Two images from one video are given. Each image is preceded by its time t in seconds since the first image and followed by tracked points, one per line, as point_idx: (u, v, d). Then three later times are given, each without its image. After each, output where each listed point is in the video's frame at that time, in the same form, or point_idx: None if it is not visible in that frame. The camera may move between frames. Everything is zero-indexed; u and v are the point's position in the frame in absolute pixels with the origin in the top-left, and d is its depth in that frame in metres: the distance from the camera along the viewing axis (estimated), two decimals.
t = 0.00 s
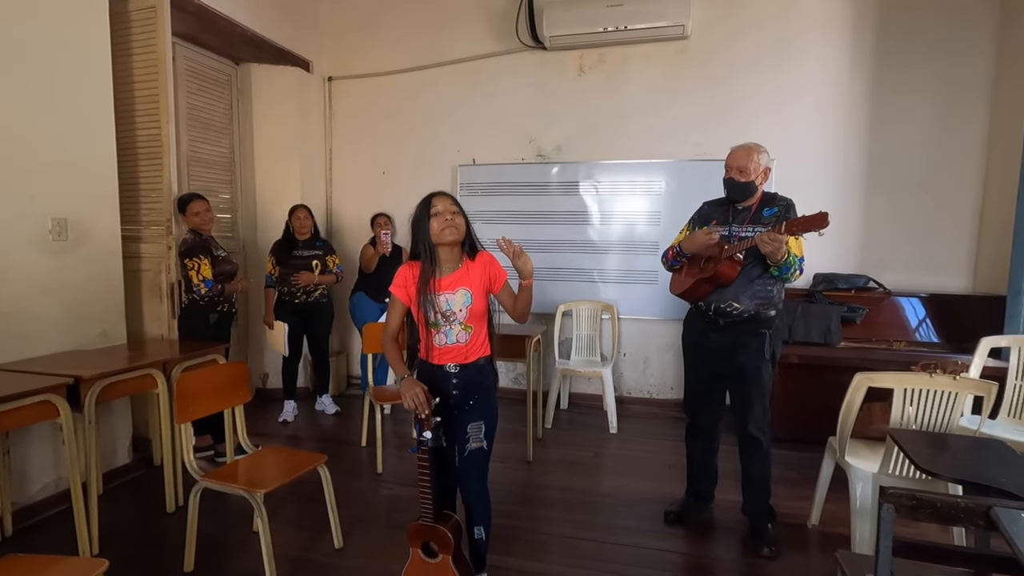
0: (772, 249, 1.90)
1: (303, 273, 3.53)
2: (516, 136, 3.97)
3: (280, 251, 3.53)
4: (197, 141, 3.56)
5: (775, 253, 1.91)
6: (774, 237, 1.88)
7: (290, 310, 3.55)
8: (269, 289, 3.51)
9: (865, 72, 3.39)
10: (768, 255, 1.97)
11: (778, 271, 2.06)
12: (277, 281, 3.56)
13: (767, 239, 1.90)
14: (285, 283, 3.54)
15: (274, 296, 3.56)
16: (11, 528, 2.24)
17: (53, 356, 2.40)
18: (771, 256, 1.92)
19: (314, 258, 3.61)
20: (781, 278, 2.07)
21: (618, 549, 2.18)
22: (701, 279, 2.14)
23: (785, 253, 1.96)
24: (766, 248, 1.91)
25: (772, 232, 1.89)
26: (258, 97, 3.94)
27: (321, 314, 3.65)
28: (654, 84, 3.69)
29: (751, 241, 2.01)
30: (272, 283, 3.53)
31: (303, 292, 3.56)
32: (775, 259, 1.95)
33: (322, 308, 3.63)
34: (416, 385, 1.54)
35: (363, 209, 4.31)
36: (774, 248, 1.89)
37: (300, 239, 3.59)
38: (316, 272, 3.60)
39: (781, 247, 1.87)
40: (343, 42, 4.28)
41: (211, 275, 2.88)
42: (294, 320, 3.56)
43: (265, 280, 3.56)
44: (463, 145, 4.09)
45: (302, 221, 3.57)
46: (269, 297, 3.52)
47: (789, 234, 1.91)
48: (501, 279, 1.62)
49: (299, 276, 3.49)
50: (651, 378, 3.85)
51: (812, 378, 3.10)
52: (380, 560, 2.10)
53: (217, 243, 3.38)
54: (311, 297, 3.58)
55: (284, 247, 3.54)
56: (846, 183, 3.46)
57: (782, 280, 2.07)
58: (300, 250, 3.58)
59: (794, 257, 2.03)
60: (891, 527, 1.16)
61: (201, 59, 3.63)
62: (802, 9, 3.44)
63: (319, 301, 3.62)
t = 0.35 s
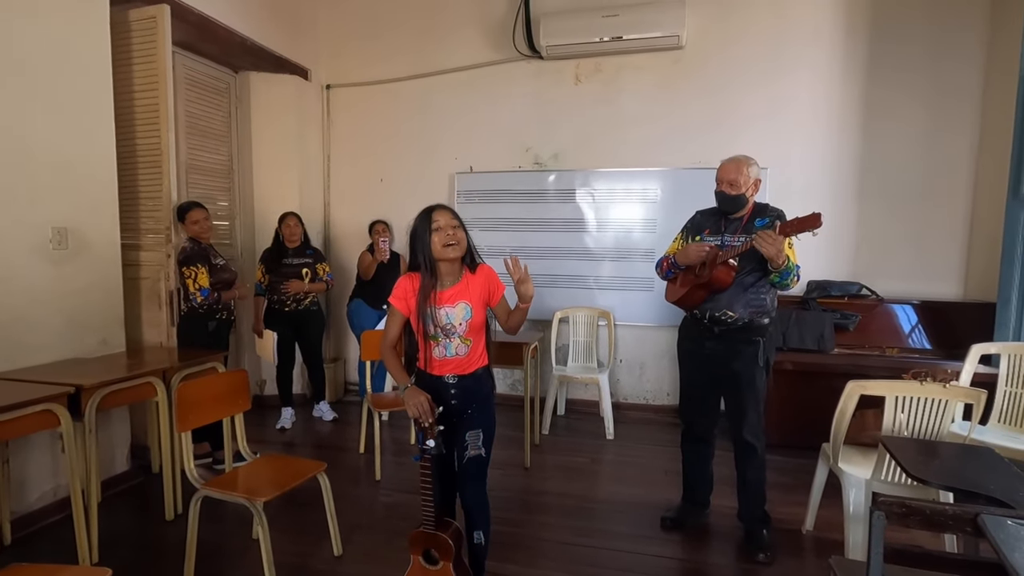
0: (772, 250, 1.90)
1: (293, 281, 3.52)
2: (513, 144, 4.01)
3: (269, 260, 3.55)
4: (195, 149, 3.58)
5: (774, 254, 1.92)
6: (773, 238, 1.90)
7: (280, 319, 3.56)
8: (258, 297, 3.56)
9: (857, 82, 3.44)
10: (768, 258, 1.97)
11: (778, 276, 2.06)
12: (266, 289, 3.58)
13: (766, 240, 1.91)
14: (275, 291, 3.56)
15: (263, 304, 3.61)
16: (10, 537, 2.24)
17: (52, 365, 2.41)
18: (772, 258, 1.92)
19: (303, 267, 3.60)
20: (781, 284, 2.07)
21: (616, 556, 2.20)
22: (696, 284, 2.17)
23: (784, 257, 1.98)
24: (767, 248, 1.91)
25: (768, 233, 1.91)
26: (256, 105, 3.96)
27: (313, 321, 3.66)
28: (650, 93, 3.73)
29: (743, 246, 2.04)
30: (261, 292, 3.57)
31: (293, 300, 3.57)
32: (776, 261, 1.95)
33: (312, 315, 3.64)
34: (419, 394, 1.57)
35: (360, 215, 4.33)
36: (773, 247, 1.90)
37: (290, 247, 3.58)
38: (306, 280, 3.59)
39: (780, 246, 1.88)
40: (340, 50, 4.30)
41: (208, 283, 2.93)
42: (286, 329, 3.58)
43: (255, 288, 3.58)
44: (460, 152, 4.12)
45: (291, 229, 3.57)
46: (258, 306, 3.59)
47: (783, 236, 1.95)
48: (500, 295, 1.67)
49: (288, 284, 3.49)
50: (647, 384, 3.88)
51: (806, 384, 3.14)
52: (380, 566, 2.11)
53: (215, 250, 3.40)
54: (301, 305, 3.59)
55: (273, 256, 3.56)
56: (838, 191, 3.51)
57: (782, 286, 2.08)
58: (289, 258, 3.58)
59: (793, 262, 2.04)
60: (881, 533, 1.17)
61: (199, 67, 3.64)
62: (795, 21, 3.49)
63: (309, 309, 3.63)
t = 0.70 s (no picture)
0: (764, 250, 1.98)
1: (292, 289, 3.56)
2: (514, 152, 4.05)
3: (269, 268, 3.58)
4: (200, 157, 3.62)
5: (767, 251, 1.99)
6: (763, 237, 1.98)
7: (280, 325, 3.60)
8: (258, 305, 3.58)
9: (853, 92, 3.49)
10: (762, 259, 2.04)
11: (775, 276, 2.11)
12: (265, 297, 3.61)
13: (757, 241, 1.99)
14: (275, 299, 3.59)
15: (262, 312, 3.63)
16: (18, 541, 2.27)
17: (61, 371, 2.45)
18: (764, 256, 1.99)
19: (303, 274, 3.64)
20: (779, 284, 2.11)
21: (616, 561, 2.24)
22: (696, 292, 2.22)
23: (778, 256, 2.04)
24: (759, 248, 1.98)
25: (757, 234, 1.99)
26: (260, 113, 4.01)
27: (311, 328, 3.69)
28: (649, 102, 3.78)
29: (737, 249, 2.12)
30: (260, 299, 3.58)
31: (292, 308, 3.60)
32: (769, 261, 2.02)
33: (310, 322, 3.67)
34: (427, 401, 1.60)
35: (362, 222, 4.37)
36: (765, 246, 1.97)
37: (289, 254, 3.62)
38: (305, 287, 3.63)
39: (768, 243, 1.96)
40: (343, 59, 4.35)
41: (213, 291, 2.94)
42: (286, 337, 3.62)
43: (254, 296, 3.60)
44: (462, 160, 4.16)
45: (291, 237, 3.61)
46: (258, 313, 3.61)
47: (772, 233, 2.06)
48: (504, 309, 1.72)
49: (289, 291, 3.54)
50: (646, 390, 3.92)
51: (804, 391, 3.18)
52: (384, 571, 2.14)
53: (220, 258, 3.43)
54: (300, 312, 3.62)
55: (273, 264, 3.59)
56: (835, 200, 3.56)
57: (780, 286, 2.12)
58: (289, 266, 3.61)
59: (789, 262, 2.09)
60: (874, 538, 1.22)
61: (204, 76, 3.69)
62: (792, 32, 3.54)
63: (308, 315, 3.66)
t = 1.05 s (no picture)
0: (751, 232, 2.02)
1: (298, 291, 3.60)
2: (517, 155, 4.08)
3: (276, 270, 3.62)
4: (207, 161, 3.66)
5: (757, 236, 2.03)
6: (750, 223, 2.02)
7: (285, 327, 3.63)
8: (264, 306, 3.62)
9: (855, 95, 3.50)
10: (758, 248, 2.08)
11: (773, 265, 2.14)
12: (272, 298, 3.64)
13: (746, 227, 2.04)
14: (280, 300, 3.62)
15: (269, 313, 3.67)
16: (29, 540, 2.31)
17: (70, 372, 2.49)
18: (756, 242, 2.03)
19: (309, 276, 3.67)
20: (780, 274, 2.14)
21: (617, 561, 2.26)
22: (695, 292, 2.25)
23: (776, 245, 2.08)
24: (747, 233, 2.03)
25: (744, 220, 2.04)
26: (266, 117, 4.05)
27: (317, 329, 3.72)
28: (651, 106, 3.81)
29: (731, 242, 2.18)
30: (267, 300, 3.62)
31: (299, 310, 3.64)
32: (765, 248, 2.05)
33: (317, 324, 3.71)
34: (433, 401, 1.63)
35: (366, 224, 4.41)
36: (755, 232, 2.02)
37: (296, 256, 3.65)
38: (311, 289, 3.67)
39: (756, 226, 2.01)
40: (348, 63, 4.39)
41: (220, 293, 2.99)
42: (291, 337, 3.65)
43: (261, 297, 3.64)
44: (465, 163, 4.19)
45: (297, 238, 3.64)
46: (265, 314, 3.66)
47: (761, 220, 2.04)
48: (507, 313, 1.76)
49: (294, 293, 3.57)
50: (649, 391, 3.94)
51: (805, 393, 3.20)
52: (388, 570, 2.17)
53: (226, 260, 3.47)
54: (306, 314, 3.66)
55: (279, 265, 3.63)
56: (836, 202, 3.57)
57: (780, 276, 2.15)
58: (295, 268, 3.64)
59: (787, 252, 2.12)
60: (869, 539, 1.23)
61: (211, 81, 3.73)
62: (793, 36, 3.56)
63: (314, 317, 3.70)
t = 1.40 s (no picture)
0: (762, 226, 2.03)
1: (316, 289, 3.63)
2: (527, 154, 4.08)
3: (293, 268, 3.64)
4: (219, 161, 3.69)
5: (767, 228, 2.04)
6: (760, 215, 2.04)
7: (303, 324, 3.65)
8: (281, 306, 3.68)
9: (867, 94, 3.48)
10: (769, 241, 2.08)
11: (786, 258, 2.12)
12: (290, 297, 3.68)
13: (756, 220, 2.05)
14: (299, 299, 3.65)
15: (287, 312, 3.72)
16: (47, 536, 2.34)
17: (87, 371, 2.52)
18: (766, 233, 2.04)
19: (325, 274, 3.70)
20: (795, 266, 2.11)
21: (628, 561, 2.26)
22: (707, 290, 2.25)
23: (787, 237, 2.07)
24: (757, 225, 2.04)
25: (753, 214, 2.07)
26: (277, 117, 4.07)
27: (334, 327, 3.74)
28: (661, 105, 3.80)
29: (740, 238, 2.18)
30: (285, 300, 3.65)
31: (316, 307, 3.65)
32: (774, 239, 2.05)
33: (334, 322, 3.71)
34: (447, 401, 1.63)
35: (376, 224, 4.42)
36: (763, 223, 2.03)
37: (312, 255, 3.68)
38: (328, 287, 3.69)
39: (767, 219, 2.02)
40: (358, 63, 4.41)
41: (233, 293, 3.00)
42: (306, 334, 3.66)
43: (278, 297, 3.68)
44: (474, 162, 4.20)
45: (314, 237, 3.67)
46: (282, 313, 3.69)
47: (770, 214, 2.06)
48: (522, 314, 1.76)
49: (312, 292, 3.61)
50: (658, 391, 3.94)
51: (816, 393, 3.19)
52: (400, 569, 2.18)
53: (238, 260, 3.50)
54: (324, 311, 3.66)
55: (296, 264, 3.64)
56: (847, 202, 3.55)
57: (794, 270, 2.13)
58: (312, 267, 3.67)
59: (799, 244, 2.10)
60: (887, 540, 1.23)
61: (223, 81, 3.76)
62: (805, 35, 3.54)
63: (331, 315, 3.70)
